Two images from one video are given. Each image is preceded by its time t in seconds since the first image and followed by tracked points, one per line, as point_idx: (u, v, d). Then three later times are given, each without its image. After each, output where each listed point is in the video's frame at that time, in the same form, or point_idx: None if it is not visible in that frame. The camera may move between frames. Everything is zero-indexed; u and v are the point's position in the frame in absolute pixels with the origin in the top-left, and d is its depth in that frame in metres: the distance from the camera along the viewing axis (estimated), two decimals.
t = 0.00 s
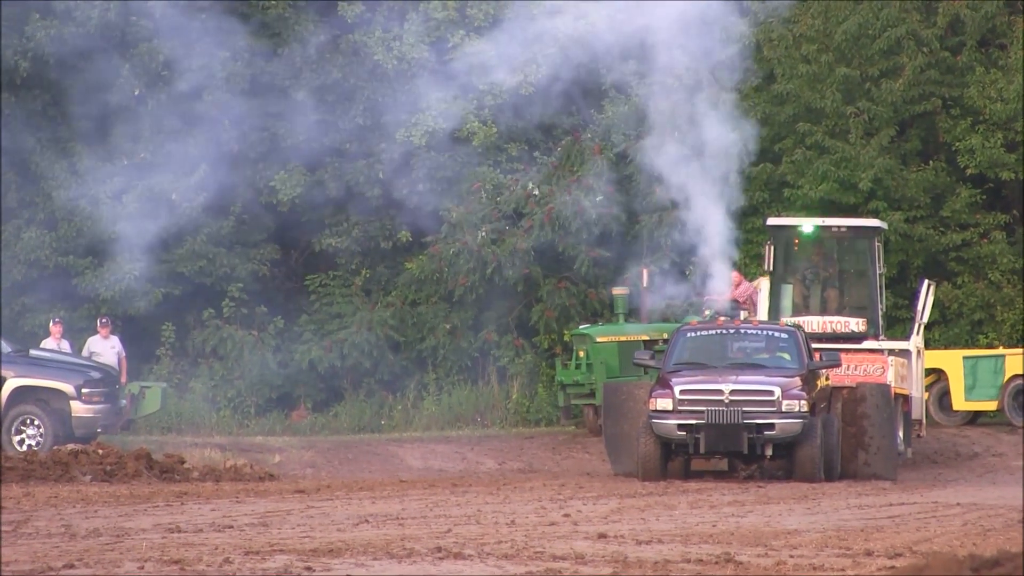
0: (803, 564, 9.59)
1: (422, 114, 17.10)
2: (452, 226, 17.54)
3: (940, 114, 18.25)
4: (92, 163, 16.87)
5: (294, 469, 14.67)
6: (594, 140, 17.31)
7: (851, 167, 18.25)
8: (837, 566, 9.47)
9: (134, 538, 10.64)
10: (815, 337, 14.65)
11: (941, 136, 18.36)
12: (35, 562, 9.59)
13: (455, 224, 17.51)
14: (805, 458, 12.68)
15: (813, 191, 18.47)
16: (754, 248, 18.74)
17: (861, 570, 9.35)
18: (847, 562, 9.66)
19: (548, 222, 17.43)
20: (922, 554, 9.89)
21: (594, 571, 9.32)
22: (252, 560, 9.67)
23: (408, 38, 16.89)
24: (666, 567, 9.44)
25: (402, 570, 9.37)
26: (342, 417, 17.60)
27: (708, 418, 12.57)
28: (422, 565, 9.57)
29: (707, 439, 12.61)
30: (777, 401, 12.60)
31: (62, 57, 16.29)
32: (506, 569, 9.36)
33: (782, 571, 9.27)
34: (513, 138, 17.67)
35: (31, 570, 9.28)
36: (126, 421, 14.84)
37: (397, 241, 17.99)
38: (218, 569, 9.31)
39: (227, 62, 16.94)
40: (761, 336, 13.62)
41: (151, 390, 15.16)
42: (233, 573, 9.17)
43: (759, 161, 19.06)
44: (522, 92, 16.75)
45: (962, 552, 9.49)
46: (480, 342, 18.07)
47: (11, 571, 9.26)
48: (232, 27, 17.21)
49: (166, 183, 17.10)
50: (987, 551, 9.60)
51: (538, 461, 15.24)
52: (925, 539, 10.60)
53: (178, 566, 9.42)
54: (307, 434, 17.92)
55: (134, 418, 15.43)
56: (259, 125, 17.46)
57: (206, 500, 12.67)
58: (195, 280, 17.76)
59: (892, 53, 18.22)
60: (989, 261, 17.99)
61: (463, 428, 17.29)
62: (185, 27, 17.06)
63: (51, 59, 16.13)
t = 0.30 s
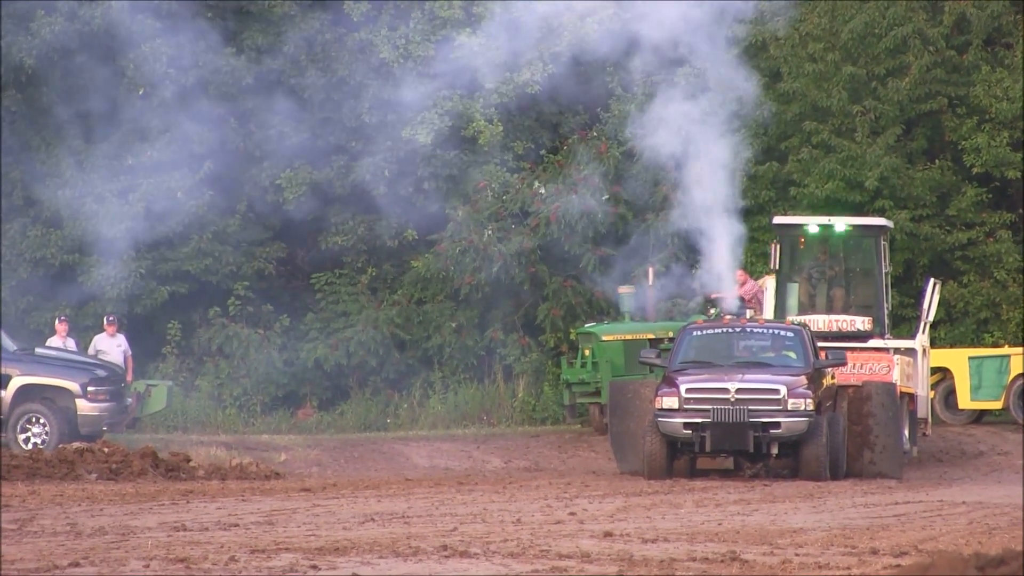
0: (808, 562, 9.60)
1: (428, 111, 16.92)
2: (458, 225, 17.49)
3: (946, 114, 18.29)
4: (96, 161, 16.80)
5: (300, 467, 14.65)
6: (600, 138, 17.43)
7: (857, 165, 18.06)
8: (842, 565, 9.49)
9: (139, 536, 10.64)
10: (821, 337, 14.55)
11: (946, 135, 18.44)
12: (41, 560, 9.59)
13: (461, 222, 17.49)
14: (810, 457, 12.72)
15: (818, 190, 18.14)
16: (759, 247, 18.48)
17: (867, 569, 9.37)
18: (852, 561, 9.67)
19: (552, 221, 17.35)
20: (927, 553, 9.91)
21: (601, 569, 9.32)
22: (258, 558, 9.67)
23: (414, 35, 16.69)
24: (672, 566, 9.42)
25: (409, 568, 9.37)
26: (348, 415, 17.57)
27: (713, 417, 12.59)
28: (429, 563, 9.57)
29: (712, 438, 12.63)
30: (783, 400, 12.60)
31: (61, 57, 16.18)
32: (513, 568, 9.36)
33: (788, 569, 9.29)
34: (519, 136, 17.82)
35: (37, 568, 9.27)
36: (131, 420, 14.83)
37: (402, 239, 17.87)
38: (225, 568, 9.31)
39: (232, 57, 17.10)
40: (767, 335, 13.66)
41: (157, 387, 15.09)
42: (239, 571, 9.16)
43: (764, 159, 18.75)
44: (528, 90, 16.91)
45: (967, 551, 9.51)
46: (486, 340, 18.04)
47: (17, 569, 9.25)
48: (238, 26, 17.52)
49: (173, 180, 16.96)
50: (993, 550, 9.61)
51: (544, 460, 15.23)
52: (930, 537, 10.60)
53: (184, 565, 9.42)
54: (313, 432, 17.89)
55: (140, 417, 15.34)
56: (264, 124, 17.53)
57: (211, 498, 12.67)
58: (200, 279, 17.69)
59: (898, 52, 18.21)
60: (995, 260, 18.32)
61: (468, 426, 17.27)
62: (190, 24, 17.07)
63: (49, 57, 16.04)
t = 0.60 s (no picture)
0: (806, 560, 9.63)
1: (427, 112, 16.87)
2: (458, 224, 17.55)
3: (944, 112, 18.33)
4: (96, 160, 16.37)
5: (299, 467, 14.64)
6: (600, 138, 17.50)
7: (856, 164, 18.09)
8: (840, 563, 9.51)
9: (138, 535, 10.64)
10: (819, 336, 14.61)
11: (945, 134, 18.46)
12: (39, 560, 9.57)
13: (460, 221, 17.52)
14: (809, 456, 12.73)
15: (818, 189, 18.15)
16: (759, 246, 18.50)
17: (866, 567, 9.40)
18: (851, 559, 9.70)
19: (552, 220, 17.37)
20: (925, 551, 9.94)
21: (600, 569, 9.34)
22: (257, 558, 9.67)
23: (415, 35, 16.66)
24: (672, 565, 9.43)
25: (408, 568, 9.38)
26: (346, 413, 17.56)
27: (712, 416, 12.60)
28: (428, 563, 9.58)
29: (711, 437, 12.66)
30: (782, 399, 12.62)
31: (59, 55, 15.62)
32: (513, 568, 9.37)
33: (787, 568, 9.32)
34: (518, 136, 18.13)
35: (36, 568, 9.26)
36: (129, 419, 14.81)
37: (403, 239, 17.77)
38: (225, 567, 9.31)
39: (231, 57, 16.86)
40: (766, 335, 13.69)
41: (156, 387, 15.08)
42: (239, 571, 9.16)
43: (762, 159, 18.88)
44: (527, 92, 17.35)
45: (965, 549, 9.54)
46: (486, 339, 18.05)
47: (16, 569, 9.22)
48: (237, 24, 17.22)
49: (173, 179, 16.82)
50: (991, 548, 9.65)
51: (543, 459, 15.23)
52: (929, 536, 10.63)
53: (184, 565, 9.42)
54: (311, 431, 17.87)
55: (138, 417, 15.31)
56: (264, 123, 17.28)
57: (210, 497, 12.67)
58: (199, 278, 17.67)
59: (897, 51, 18.19)
60: (993, 258, 18.32)
61: (466, 425, 17.25)
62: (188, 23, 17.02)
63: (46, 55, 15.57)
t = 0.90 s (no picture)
0: (801, 556, 9.63)
1: (422, 107, 17.09)
2: (453, 219, 17.48)
3: (939, 108, 18.11)
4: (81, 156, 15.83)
5: (294, 462, 14.63)
6: (595, 133, 17.49)
7: (851, 160, 18.24)
8: (835, 559, 9.52)
9: (132, 531, 10.62)
10: (815, 330, 14.52)
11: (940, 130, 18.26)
12: (33, 555, 9.53)
13: (455, 217, 17.52)
14: (804, 451, 12.76)
15: (812, 185, 18.39)
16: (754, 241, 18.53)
17: (862, 563, 9.42)
18: (845, 555, 9.70)
19: (547, 216, 17.29)
20: (920, 547, 9.94)
21: (595, 563, 9.34)
22: (251, 553, 9.65)
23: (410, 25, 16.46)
24: (666, 560, 9.44)
25: (403, 563, 9.37)
26: (341, 410, 17.54)
27: (708, 411, 12.60)
28: (423, 557, 9.57)
29: (707, 432, 12.67)
30: (777, 394, 12.63)
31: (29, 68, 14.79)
32: (508, 562, 9.37)
33: (781, 564, 9.33)
34: (513, 131, 18.11)
35: (30, 563, 9.22)
36: (124, 415, 14.78)
37: (396, 233, 17.81)
38: (219, 562, 9.30)
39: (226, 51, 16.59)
40: (761, 329, 13.69)
41: (151, 383, 15.07)
42: (233, 568, 9.14)
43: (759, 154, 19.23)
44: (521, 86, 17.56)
45: (959, 545, 9.55)
46: (481, 334, 18.01)
47: (10, 565, 9.18)
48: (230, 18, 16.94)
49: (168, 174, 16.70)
50: (986, 544, 9.66)
51: (539, 454, 15.21)
52: (924, 531, 10.63)
53: (178, 560, 9.38)
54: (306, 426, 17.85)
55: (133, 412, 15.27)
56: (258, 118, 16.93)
57: (204, 493, 12.68)
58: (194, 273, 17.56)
59: (892, 47, 18.22)
60: (990, 254, 17.47)
61: (461, 421, 17.24)
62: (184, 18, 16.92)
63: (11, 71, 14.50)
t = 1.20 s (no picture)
0: (790, 555, 9.64)
1: (412, 106, 17.09)
2: (442, 218, 17.60)
3: (928, 108, 18.25)
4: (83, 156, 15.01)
5: (283, 461, 14.61)
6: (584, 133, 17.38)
7: (840, 159, 18.19)
8: (824, 558, 9.53)
9: (120, 530, 10.60)
10: (804, 330, 14.61)
11: (929, 129, 18.39)
12: (21, 554, 9.50)
13: (445, 215, 17.54)
14: (794, 449, 12.74)
15: (802, 184, 18.27)
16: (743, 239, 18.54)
17: (849, 563, 9.41)
18: (834, 554, 9.72)
19: (536, 215, 17.30)
20: (908, 546, 9.96)
21: (584, 563, 9.35)
22: (240, 552, 9.65)
23: (400, 24, 16.53)
24: (656, 560, 9.45)
25: (392, 562, 9.37)
26: (330, 408, 17.53)
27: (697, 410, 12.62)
28: (412, 557, 9.57)
29: (696, 432, 12.67)
30: (766, 393, 12.66)
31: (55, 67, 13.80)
32: (496, 562, 9.38)
33: (770, 563, 9.34)
34: (502, 130, 18.08)
35: (17, 562, 9.18)
36: (112, 412, 14.76)
37: (386, 232, 17.94)
38: (208, 561, 9.28)
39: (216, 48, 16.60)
40: (750, 329, 13.71)
41: (139, 381, 15.05)
42: (221, 566, 9.14)
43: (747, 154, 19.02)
44: (511, 85, 17.45)
45: (948, 544, 9.57)
46: (470, 334, 18.02)
47: None
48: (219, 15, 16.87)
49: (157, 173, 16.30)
50: (973, 544, 9.66)
51: (527, 453, 15.22)
52: (913, 530, 10.65)
53: (166, 559, 9.37)
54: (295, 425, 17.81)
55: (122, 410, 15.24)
56: (249, 115, 17.10)
57: (193, 491, 12.68)
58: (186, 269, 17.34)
59: (881, 46, 18.26)
60: (978, 254, 17.88)
61: (450, 419, 17.24)
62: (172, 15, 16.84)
63: (48, 76, 13.46)
